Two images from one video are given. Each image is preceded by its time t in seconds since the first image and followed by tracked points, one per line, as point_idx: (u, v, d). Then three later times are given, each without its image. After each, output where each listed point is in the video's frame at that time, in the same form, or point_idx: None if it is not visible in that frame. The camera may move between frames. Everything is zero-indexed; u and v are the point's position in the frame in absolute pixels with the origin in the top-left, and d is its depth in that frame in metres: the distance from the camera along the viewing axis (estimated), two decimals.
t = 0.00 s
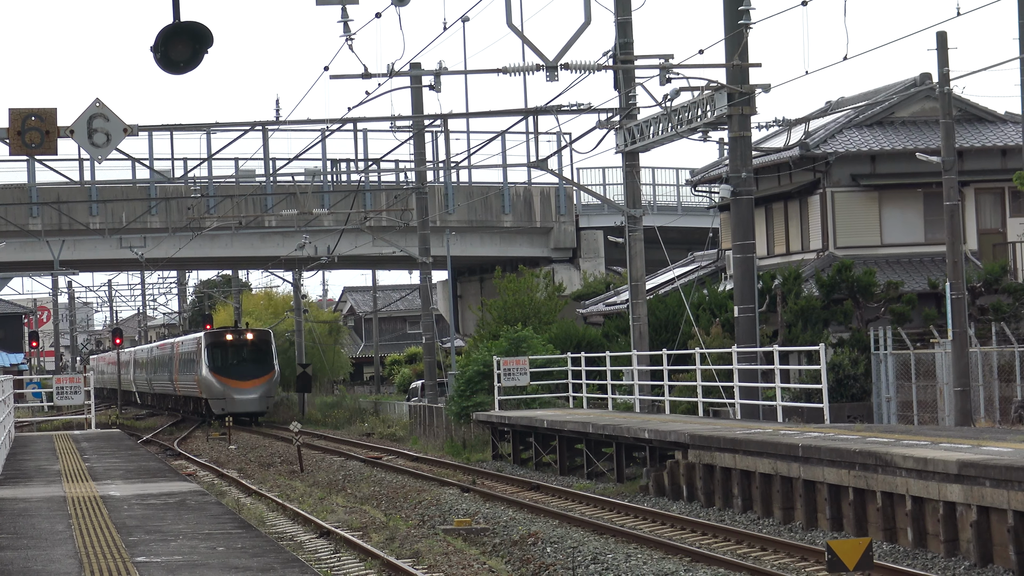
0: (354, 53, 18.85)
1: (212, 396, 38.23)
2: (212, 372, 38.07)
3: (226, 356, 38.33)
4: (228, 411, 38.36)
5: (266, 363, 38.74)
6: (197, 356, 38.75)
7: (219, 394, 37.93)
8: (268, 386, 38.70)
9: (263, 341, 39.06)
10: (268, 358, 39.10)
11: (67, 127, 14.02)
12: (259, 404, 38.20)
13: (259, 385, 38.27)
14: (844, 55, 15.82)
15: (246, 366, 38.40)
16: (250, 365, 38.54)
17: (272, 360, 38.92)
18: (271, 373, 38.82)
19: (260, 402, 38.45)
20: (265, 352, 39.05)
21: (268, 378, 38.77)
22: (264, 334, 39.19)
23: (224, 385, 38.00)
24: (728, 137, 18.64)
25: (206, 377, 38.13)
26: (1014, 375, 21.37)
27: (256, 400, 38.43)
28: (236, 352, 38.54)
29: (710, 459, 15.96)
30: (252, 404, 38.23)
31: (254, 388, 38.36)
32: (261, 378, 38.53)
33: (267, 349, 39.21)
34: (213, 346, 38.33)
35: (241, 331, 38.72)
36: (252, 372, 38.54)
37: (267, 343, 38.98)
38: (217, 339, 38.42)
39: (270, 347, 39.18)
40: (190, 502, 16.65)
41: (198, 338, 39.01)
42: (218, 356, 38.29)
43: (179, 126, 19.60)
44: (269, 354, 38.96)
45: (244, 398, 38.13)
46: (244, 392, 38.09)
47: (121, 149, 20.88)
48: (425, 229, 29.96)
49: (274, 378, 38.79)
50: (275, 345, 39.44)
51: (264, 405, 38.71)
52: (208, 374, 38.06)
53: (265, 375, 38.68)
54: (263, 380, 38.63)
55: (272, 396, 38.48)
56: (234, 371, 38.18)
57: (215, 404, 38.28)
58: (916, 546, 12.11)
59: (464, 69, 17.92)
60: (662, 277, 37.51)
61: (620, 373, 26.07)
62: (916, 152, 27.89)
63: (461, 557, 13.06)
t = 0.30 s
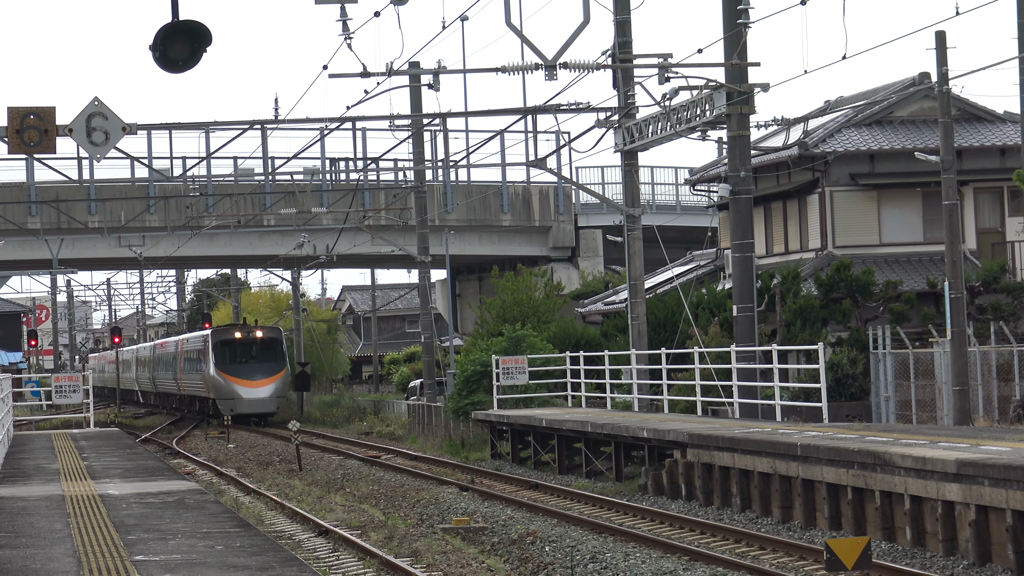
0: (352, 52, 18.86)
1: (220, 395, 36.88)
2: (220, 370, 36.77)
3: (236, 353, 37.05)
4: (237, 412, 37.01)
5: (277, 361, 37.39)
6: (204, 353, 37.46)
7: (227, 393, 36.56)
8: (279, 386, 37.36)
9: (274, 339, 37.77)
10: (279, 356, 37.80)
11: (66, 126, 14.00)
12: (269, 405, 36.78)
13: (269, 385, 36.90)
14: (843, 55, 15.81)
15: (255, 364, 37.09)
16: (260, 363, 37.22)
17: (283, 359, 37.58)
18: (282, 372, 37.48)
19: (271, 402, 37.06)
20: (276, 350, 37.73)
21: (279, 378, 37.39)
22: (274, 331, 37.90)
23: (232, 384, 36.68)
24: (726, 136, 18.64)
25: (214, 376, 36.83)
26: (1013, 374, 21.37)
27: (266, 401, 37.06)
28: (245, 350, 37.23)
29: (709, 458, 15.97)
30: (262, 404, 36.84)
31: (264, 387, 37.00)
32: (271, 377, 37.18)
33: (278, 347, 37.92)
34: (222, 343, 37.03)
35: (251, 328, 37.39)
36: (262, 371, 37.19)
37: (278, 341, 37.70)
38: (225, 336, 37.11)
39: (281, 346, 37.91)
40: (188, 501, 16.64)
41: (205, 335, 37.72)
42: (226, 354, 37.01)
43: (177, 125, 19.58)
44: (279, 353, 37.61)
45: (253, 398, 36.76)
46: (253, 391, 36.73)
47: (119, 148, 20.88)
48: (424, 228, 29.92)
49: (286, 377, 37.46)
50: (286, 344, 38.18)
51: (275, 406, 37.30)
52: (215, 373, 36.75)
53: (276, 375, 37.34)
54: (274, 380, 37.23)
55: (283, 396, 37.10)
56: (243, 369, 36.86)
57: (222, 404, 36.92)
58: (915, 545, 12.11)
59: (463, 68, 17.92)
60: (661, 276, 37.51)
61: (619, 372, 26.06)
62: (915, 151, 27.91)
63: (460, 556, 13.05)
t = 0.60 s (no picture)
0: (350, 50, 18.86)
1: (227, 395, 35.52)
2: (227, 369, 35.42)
3: (244, 352, 35.66)
4: (245, 413, 35.41)
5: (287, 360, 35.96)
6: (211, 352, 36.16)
7: (234, 393, 35.13)
8: (288, 386, 35.88)
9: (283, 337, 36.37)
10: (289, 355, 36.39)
11: (64, 124, 13.98)
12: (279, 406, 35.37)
13: (278, 385, 35.48)
14: (841, 53, 15.82)
15: (264, 363, 35.65)
16: (269, 362, 35.81)
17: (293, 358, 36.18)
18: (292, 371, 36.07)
19: (279, 403, 35.58)
20: (286, 348, 36.30)
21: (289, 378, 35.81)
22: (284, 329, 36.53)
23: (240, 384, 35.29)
24: (725, 135, 18.63)
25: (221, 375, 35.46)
26: (1011, 373, 21.37)
27: (276, 401, 35.62)
28: (254, 348, 35.81)
29: (707, 456, 15.97)
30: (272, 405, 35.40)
31: (273, 387, 35.56)
32: (281, 376, 35.76)
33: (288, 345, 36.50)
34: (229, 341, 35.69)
35: (261, 326, 36.03)
36: (272, 370, 35.71)
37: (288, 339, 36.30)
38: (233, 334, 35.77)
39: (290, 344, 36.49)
40: (187, 499, 16.65)
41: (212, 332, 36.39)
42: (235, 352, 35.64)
43: (175, 124, 19.56)
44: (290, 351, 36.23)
45: (262, 398, 35.36)
46: (262, 391, 35.33)
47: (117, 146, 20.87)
48: (423, 227, 29.88)
49: (296, 376, 36.03)
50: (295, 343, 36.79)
51: (285, 407, 35.84)
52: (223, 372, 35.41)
53: (286, 374, 35.90)
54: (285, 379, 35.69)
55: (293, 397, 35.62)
56: (251, 368, 35.47)
57: (230, 405, 35.53)
58: (913, 543, 12.11)
59: (461, 66, 17.91)
60: (659, 274, 37.51)
61: (617, 371, 26.03)
62: (913, 149, 27.91)
63: (458, 554, 13.05)
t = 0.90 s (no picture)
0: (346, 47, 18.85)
1: (233, 392, 34.42)
2: (232, 366, 34.27)
3: (249, 348, 34.42)
4: (250, 411, 34.27)
5: (294, 356, 34.64)
6: (216, 347, 35.05)
7: (239, 390, 33.98)
8: (296, 383, 34.60)
9: (292, 332, 35.07)
10: (297, 350, 35.10)
11: (59, 121, 13.92)
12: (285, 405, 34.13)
13: (284, 382, 34.23)
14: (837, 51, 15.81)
15: (270, 359, 34.40)
16: (275, 358, 34.50)
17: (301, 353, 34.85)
18: (300, 368, 34.77)
19: (286, 401, 34.38)
20: (294, 343, 35.01)
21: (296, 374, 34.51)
22: (292, 323, 35.24)
23: (245, 381, 34.13)
24: (721, 132, 18.61)
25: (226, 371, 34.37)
26: (1007, 371, 21.38)
27: (282, 399, 34.40)
28: (260, 344, 34.56)
29: (703, 453, 15.96)
30: (277, 403, 34.20)
31: (280, 384, 34.30)
32: (288, 373, 34.48)
33: (296, 340, 35.21)
34: (234, 337, 34.46)
35: (267, 320, 34.73)
36: (278, 366, 34.42)
37: (296, 334, 35.01)
38: (239, 330, 34.55)
39: (299, 338, 35.20)
40: (182, 496, 16.62)
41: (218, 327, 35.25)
42: (240, 348, 34.42)
43: (170, 121, 19.53)
44: (298, 346, 34.92)
45: (267, 396, 34.15)
46: (268, 389, 34.13)
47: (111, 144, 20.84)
48: (418, 224, 29.87)
49: (304, 372, 34.72)
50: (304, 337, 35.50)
51: (292, 404, 34.66)
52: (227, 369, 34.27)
53: (293, 370, 34.61)
54: (292, 376, 34.40)
55: (299, 394, 34.37)
56: (257, 364, 34.23)
57: (235, 401, 34.43)
58: (909, 541, 12.11)
59: (458, 64, 17.89)
60: (655, 272, 37.48)
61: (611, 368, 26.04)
62: (909, 147, 27.94)
63: (453, 551, 13.03)
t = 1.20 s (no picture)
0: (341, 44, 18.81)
1: (237, 390, 33.48)
2: (236, 362, 33.43)
3: (254, 344, 33.63)
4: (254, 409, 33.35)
5: (300, 352, 33.82)
6: (219, 343, 34.22)
7: (243, 387, 33.11)
8: (302, 380, 33.68)
9: (297, 328, 34.30)
10: (302, 347, 34.27)
11: (55, 117, 13.87)
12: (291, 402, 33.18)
13: (290, 378, 33.33)
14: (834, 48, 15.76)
15: (275, 355, 33.57)
16: (281, 354, 33.69)
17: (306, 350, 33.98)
18: (307, 365, 33.90)
19: (292, 399, 33.42)
20: (300, 340, 34.20)
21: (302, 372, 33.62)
22: (298, 319, 34.48)
23: (250, 377, 33.26)
24: (717, 130, 18.57)
25: (230, 368, 33.50)
26: (1003, 369, 21.40)
27: (289, 396, 33.44)
28: (265, 339, 33.77)
29: (699, 451, 15.95)
30: (283, 400, 33.24)
31: (285, 381, 33.40)
32: (294, 370, 33.60)
33: (302, 337, 34.41)
34: (239, 332, 33.68)
35: (272, 315, 33.99)
36: (284, 363, 33.56)
37: (302, 330, 34.23)
38: (243, 324, 33.80)
39: (305, 335, 34.39)
40: (177, 493, 16.60)
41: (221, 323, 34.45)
42: (244, 343, 33.61)
43: (166, 117, 19.47)
44: (304, 342, 34.12)
45: (273, 393, 33.21)
46: (274, 385, 33.21)
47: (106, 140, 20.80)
48: (414, 221, 29.83)
49: (310, 369, 33.85)
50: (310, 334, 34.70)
51: (298, 402, 33.67)
52: (231, 365, 33.43)
53: (299, 367, 33.74)
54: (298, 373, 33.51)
55: (305, 391, 33.44)
56: (262, 360, 33.41)
57: (240, 400, 33.47)
58: (904, 539, 12.12)
59: (454, 60, 17.86)
60: (651, 269, 37.47)
61: (607, 365, 26.00)
62: (905, 145, 27.94)
63: (449, 548, 13.01)
